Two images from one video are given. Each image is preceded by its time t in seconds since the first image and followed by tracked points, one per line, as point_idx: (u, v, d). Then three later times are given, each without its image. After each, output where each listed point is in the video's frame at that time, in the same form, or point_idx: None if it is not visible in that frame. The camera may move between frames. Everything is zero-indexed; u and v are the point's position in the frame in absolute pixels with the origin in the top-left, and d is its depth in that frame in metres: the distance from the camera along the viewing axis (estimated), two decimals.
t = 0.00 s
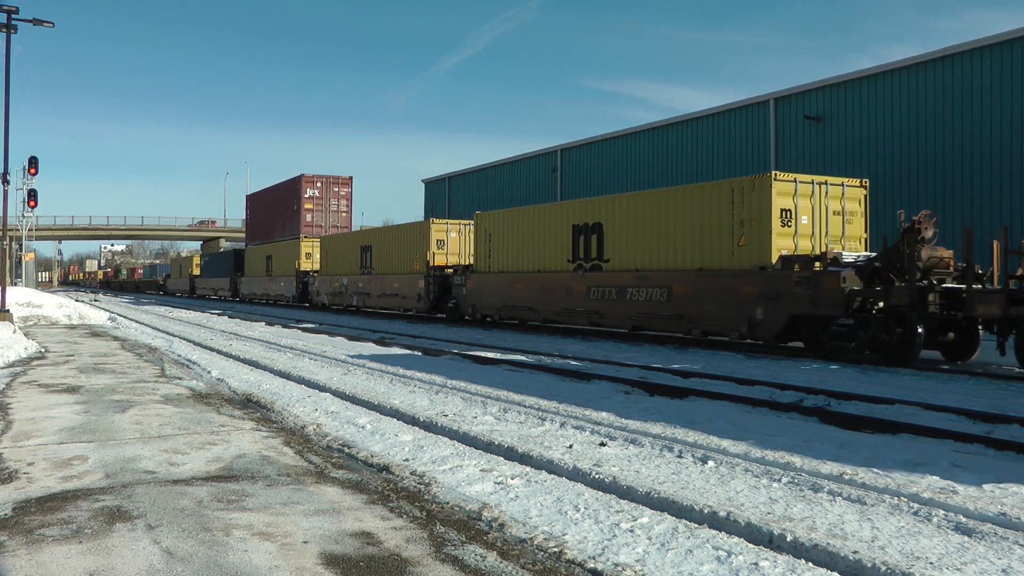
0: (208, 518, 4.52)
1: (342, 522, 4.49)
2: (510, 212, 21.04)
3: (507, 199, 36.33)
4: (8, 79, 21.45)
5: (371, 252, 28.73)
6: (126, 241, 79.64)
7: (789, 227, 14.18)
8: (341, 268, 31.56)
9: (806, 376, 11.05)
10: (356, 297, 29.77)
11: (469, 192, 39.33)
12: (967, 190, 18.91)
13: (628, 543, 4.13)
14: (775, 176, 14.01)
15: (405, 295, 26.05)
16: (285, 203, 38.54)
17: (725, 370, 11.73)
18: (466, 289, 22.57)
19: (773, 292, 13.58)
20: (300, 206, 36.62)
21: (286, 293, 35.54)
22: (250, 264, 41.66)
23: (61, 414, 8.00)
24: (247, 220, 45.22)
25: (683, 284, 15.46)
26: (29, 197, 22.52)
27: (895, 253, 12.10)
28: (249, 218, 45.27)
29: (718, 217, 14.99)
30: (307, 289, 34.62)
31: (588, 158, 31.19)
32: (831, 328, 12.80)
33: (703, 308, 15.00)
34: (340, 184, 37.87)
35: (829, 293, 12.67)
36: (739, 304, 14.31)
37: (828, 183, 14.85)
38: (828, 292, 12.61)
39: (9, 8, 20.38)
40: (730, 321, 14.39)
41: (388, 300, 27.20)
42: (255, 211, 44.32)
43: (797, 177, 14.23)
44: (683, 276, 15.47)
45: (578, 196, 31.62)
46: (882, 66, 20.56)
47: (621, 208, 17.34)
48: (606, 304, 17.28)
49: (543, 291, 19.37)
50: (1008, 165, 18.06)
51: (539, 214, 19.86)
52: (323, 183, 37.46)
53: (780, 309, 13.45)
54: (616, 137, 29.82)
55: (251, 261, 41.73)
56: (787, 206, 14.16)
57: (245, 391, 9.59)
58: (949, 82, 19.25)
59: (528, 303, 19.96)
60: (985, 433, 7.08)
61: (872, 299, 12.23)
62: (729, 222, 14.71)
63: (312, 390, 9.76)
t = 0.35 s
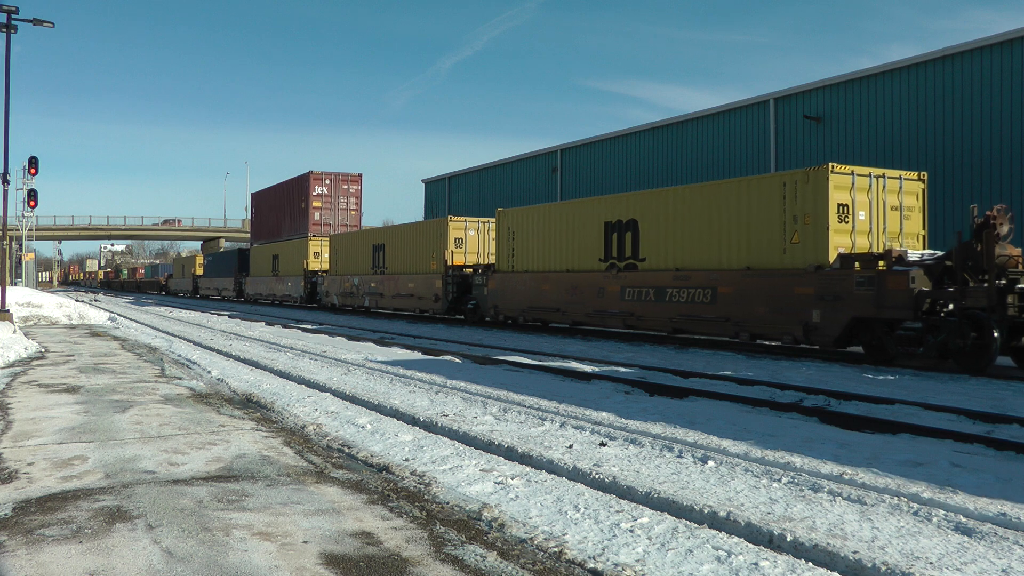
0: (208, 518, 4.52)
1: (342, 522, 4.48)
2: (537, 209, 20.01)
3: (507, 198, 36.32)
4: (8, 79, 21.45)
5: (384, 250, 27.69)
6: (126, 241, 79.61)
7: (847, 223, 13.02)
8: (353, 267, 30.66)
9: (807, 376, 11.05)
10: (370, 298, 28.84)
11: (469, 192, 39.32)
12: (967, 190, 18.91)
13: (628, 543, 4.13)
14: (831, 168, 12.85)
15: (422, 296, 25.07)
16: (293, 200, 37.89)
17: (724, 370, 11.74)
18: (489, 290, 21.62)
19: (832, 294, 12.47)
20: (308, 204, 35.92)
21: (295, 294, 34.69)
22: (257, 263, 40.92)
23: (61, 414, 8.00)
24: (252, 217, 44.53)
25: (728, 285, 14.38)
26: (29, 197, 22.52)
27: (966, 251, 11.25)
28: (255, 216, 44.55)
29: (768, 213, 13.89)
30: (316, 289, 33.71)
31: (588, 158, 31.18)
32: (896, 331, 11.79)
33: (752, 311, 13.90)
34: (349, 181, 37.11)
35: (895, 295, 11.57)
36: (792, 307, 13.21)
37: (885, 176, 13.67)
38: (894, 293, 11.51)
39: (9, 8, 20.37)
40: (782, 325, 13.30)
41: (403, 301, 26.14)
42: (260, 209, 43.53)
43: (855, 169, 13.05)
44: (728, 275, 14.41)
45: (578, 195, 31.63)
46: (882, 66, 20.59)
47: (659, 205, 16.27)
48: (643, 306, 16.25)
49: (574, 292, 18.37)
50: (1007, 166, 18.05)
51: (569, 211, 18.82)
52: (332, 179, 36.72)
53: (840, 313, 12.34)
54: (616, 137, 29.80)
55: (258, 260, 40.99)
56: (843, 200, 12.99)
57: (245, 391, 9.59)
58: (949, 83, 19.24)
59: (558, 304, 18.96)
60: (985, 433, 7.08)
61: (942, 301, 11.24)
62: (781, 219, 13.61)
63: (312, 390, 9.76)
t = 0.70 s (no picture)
0: (208, 518, 4.52)
1: (341, 522, 4.49)
2: (567, 205, 19.18)
3: (507, 198, 36.33)
4: (8, 79, 21.44)
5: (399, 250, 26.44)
6: (126, 241, 79.58)
7: (912, 219, 12.24)
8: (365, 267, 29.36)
9: (807, 376, 11.05)
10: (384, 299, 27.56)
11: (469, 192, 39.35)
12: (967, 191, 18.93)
13: (628, 543, 4.13)
14: (896, 159, 12.09)
15: (440, 296, 23.86)
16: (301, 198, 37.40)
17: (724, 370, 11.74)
18: (515, 291, 20.65)
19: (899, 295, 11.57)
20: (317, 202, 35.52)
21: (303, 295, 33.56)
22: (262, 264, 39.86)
23: (61, 414, 8.00)
24: (260, 217, 43.97)
25: (784, 285, 13.49)
26: (29, 197, 22.52)
27: None
28: (263, 216, 43.81)
29: (825, 208, 13.14)
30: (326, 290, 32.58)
31: (588, 158, 31.20)
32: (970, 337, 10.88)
33: (807, 313, 13.03)
34: (359, 177, 36.67)
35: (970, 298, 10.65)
36: (853, 309, 12.33)
37: (951, 169, 12.85)
38: (969, 295, 10.60)
39: (9, 8, 20.37)
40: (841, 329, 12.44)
41: (420, 303, 24.89)
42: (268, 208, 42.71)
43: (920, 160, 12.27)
44: (781, 276, 13.58)
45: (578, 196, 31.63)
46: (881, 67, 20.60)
47: (704, 199, 15.52)
48: (685, 308, 15.41)
49: (607, 293, 17.51)
50: (1008, 167, 18.06)
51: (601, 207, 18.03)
52: (341, 176, 36.32)
53: (907, 316, 11.45)
54: (616, 137, 29.82)
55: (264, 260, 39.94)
56: (908, 194, 12.22)
57: (245, 391, 9.59)
58: (949, 82, 19.25)
59: (588, 306, 18.05)
60: (985, 433, 7.08)
61: None
62: (840, 213, 12.86)
63: (312, 390, 9.76)
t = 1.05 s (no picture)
0: (208, 518, 4.52)
1: (342, 522, 4.48)
2: (598, 201, 18.12)
3: (507, 198, 36.33)
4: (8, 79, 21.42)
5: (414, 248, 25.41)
6: (126, 241, 79.53)
7: (986, 214, 11.19)
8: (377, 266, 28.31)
9: (806, 376, 11.06)
10: (397, 299, 26.49)
11: (469, 192, 39.37)
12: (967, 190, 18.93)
13: (628, 543, 4.13)
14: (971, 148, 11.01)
15: (459, 297, 22.76)
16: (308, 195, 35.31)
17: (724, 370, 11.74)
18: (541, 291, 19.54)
19: (976, 296, 10.53)
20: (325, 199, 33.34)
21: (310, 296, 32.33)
22: (268, 262, 39.11)
23: (61, 414, 8.00)
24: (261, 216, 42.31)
25: (844, 286, 12.37)
26: (29, 197, 22.50)
27: None
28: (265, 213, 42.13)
29: (888, 203, 12.04)
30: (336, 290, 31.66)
31: (588, 158, 31.20)
32: None
33: (870, 317, 11.95)
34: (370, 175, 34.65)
35: None
36: (923, 311, 11.25)
37: None
38: None
39: (9, 8, 20.36)
40: (908, 334, 11.37)
41: (436, 303, 23.86)
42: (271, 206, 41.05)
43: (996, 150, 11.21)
44: (840, 275, 12.47)
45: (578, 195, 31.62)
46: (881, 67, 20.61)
47: (751, 194, 14.43)
48: (731, 310, 14.28)
49: (643, 295, 16.37)
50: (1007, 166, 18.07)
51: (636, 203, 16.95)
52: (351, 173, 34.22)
53: (986, 319, 10.40)
54: (616, 137, 29.81)
55: (269, 259, 39.21)
56: (983, 186, 11.14)
57: (245, 391, 9.58)
58: (949, 82, 19.25)
59: (622, 308, 16.88)
60: (985, 433, 7.08)
61: None
62: (905, 209, 11.77)
63: (312, 390, 9.76)
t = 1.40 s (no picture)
0: (208, 518, 4.52)
1: (342, 522, 4.49)
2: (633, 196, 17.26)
3: (507, 198, 36.32)
4: (8, 79, 21.43)
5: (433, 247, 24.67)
6: (126, 241, 79.49)
7: None
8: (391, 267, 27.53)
9: (806, 376, 11.06)
10: (413, 300, 25.70)
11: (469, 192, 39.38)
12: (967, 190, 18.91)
13: (628, 543, 4.13)
14: None
15: (481, 298, 22.04)
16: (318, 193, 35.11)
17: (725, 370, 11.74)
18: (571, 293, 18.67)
19: None
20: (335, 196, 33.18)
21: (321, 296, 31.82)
22: (274, 262, 38.43)
23: (61, 414, 8.00)
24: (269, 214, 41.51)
25: (914, 288, 11.59)
26: (29, 197, 22.51)
27: None
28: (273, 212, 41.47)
29: (962, 197, 11.30)
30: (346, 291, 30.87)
31: (588, 158, 31.20)
32: None
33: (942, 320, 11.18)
34: (380, 171, 34.42)
35: None
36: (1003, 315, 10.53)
37: None
38: None
39: (9, 8, 20.37)
40: (987, 339, 10.65)
41: (456, 304, 23.12)
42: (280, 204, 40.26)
43: None
44: (910, 276, 11.69)
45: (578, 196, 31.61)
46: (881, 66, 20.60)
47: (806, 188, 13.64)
48: (784, 312, 13.44)
49: (684, 296, 15.46)
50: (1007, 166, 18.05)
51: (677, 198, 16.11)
52: (360, 170, 34.01)
53: None
54: (616, 137, 29.83)
55: (276, 259, 38.58)
56: None
57: (245, 391, 9.59)
58: (949, 82, 19.24)
59: (660, 309, 15.96)
60: (985, 433, 7.09)
61: None
62: (981, 203, 11.07)
63: (312, 390, 9.76)
